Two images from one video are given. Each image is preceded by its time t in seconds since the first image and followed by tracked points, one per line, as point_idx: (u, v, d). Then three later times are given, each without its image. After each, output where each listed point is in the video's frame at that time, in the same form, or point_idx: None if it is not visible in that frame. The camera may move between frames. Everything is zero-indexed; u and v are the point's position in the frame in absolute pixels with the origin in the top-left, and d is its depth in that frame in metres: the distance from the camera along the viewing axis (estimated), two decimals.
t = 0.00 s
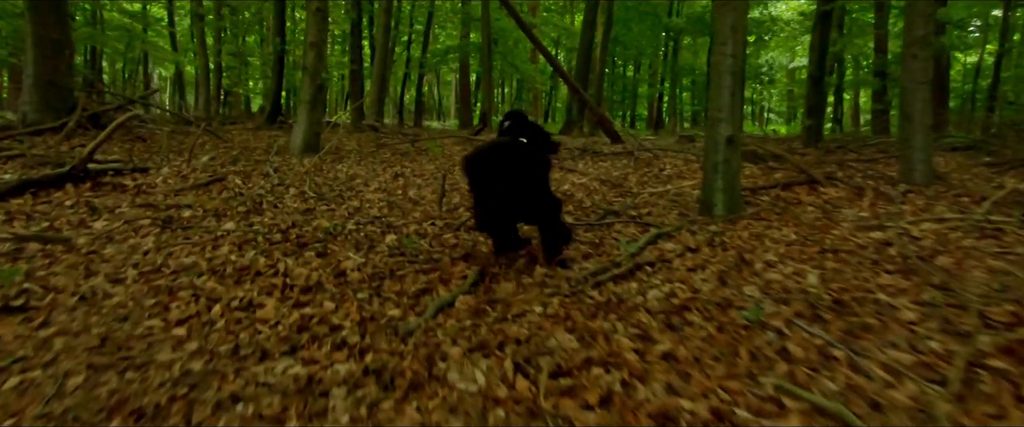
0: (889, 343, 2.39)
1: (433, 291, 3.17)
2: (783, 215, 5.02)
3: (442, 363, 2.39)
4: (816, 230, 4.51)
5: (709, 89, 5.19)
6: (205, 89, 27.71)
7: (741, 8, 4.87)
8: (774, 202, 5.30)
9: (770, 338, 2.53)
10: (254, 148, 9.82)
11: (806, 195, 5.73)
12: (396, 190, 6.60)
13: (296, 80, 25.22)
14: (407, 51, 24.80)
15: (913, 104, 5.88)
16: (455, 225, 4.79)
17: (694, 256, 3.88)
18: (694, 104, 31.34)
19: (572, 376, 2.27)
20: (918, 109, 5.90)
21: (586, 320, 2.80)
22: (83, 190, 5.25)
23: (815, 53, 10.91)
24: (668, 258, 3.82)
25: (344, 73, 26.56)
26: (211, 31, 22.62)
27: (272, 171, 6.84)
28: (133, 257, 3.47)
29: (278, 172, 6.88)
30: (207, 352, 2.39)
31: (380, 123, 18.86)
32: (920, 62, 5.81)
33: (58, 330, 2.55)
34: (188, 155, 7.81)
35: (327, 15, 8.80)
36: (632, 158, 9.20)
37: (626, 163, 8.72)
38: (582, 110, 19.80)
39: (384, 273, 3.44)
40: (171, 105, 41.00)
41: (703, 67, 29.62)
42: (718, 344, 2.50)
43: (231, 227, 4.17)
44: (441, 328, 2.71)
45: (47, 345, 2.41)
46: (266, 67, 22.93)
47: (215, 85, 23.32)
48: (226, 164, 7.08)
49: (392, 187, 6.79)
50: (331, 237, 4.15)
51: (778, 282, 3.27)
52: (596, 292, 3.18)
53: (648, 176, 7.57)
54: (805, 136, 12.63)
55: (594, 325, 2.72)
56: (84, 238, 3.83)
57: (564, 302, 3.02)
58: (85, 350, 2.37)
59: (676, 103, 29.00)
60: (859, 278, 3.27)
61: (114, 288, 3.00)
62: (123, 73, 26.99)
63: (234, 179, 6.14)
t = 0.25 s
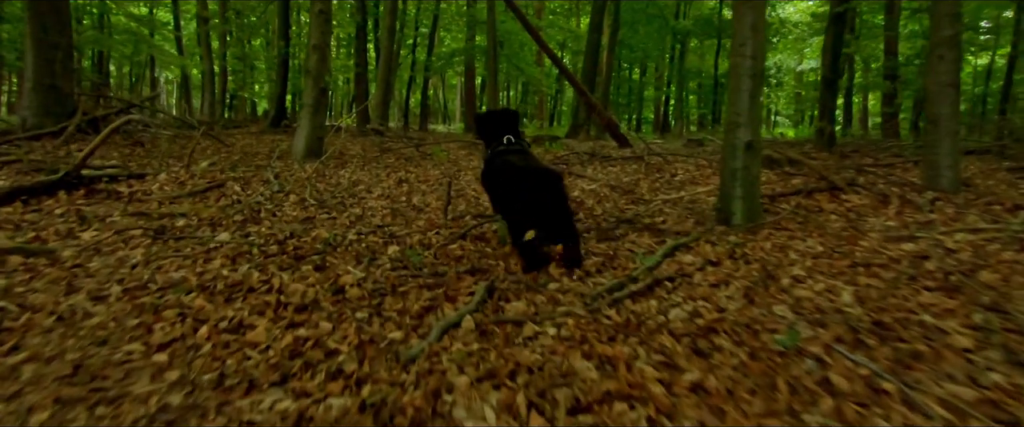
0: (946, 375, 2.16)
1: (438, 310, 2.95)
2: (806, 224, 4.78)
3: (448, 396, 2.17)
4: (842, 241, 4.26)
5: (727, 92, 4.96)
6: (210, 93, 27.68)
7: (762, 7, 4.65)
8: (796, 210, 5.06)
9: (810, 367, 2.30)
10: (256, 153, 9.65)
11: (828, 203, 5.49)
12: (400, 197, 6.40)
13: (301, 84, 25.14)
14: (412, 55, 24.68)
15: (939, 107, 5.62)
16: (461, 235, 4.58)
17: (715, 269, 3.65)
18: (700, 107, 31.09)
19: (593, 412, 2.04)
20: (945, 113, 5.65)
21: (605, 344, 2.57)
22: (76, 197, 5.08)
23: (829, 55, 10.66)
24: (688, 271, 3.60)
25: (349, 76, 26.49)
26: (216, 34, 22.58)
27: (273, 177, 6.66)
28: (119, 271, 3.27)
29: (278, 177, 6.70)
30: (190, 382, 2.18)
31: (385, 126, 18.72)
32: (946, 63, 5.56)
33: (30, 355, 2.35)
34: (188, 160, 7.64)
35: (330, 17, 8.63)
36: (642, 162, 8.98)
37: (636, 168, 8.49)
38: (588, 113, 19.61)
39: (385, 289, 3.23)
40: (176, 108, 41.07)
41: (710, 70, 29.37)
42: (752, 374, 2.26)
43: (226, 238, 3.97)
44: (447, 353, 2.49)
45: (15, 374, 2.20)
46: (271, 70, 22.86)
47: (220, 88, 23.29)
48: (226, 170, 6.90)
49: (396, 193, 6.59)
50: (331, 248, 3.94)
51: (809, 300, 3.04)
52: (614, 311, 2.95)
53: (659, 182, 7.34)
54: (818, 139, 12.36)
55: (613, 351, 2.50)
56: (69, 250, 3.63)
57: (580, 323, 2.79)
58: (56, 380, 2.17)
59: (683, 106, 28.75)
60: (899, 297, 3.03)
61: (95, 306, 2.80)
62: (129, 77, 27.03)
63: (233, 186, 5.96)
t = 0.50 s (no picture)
0: (1013, 414, 1.91)
1: (441, 330, 2.72)
2: (831, 234, 4.52)
3: None
4: (872, 252, 4.00)
5: (745, 93, 4.71)
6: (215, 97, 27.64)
7: (782, 4, 4.40)
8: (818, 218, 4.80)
9: (857, 401, 2.05)
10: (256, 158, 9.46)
11: (851, 210, 5.22)
12: (402, 203, 6.18)
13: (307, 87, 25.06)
14: (417, 58, 24.55)
15: (967, 109, 5.33)
16: (466, 245, 4.34)
17: (739, 283, 3.40)
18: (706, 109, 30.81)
19: None
20: (973, 115, 5.35)
21: (624, 372, 2.33)
22: (64, 204, 4.88)
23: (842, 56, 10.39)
24: (709, 285, 3.35)
25: (353, 79, 26.41)
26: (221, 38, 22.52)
27: (272, 182, 6.46)
28: (98, 287, 3.04)
29: (278, 183, 6.50)
30: (163, 418, 1.95)
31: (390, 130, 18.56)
32: (974, 63, 5.26)
33: None
34: (185, 166, 7.45)
35: (332, 18, 8.45)
36: (652, 167, 8.74)
37: (645, 173, 8.24)
38: (594, 116, 19.42)
39: (383, 306, 2.99)
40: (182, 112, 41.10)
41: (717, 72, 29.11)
42: (792, 409, 2.02)
43: (217, 248, 3.75)
44: (449, 382, 2.26)
45: None
46: (275, 74, 22.79)
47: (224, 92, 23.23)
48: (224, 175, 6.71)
49: (398, 199, 6.38)
50: (328, 260, 3.71)
51: (845, 320, 2.79)
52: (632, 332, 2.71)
53: (671, 186, 7.09)
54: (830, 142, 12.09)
55: (634, 379, 2.26)
56: (48, 263, 3.41)
57: (596, 346, 2.55)
58: (12, 415, 1.94)
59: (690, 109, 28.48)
60: (943, 317, 2.78)
61: (67, 327, 2.57)
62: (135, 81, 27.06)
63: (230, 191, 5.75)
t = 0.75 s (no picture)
0: None
1: (440, 358, 2.48)
2: (856, 246, 4.26)
3: None
4: (903, 267, 3.74)
5: (764, 96, 4.46)
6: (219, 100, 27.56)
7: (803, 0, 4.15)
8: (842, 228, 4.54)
9: None
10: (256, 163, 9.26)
11: (875, 219, 4.95)
12: (403, 211, 5.96)
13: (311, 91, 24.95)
14: (421, 61, 24.42)
15: (998, 113, 5.03)
16: (469, 258, 4.10)
17: (763, 302, 3.16)
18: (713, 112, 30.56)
19: None
20: (1004, 119, 5.05)
21: (644, 410, 2.09)
22: (50, 214, 4.68)
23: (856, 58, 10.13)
24: (731, 304, 3.10)
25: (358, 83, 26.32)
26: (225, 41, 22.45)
27: (269, 189, 6.24)
28: (70, 307, 2.82)
29: (275, 190, 6.29)
30: None
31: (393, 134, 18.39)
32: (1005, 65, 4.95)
33: None
34: (181, 173, 7.25)
35: (333, 20, 8.26)
36: (661, 172, 8.50)
37: (655, 179, 7.99)
38: (600, 119, 19.23)
39: (378, 329, 2.76)
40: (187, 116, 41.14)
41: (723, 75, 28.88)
42: None
43: (203, 263, 3.52)
44: (448, 422, 2.03)
45: None
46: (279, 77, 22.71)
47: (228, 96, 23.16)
48: (220, 182, 6.50)
49: (400, 207, 6.17)
50: (321, 276, 3.48)
51: (885, 347, 2.53)
52: (650, 360, 2.47)
53: (682, 193, 6.84)
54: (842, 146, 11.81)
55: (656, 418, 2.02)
56: (22, 280, 3.19)
57: (611, 378, 2.30)
58: None
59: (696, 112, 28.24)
60: (994, 344, 2.52)
61: (28, 356, 2.35)
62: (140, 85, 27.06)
63: (224, 199, 5.54)
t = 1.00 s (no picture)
0: None
1: (437, 399, 2.26)
2: (884, 264, 3.99)
3: None
4: (939, 288, 3.47)
5: (784, 102, 4.22)
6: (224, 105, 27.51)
7: (827, 2, 3.90)
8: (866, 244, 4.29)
9: None
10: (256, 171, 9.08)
11: (901, 234, 4.69)
12: (404, 222, 5.74)
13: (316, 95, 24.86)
14: (426, 65, 24.31)
15: None
16: (472, 277, 3.87)
17: (789, 330, 2.91)
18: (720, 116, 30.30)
19: None
20: None
21: None
22: (33, 228, 4.47)
23: (870, 61, 9.88)
24: (755, 334, 2.86)
25: (362, 88, 26.28)
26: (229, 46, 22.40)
27: (266, 200, 6.04)
28: (37, 338, 2.60)
29: (271, 200, 6.08)
30: None
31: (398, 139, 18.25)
32: None
33: None
34: (177, 182, 7.06)
35: (333, 24, 8.05)
36: (671, 179, 8.26)
37: (664, 187, 7.75)
38: (606, 124, 19.08)
39: (370, 364, 2.53)
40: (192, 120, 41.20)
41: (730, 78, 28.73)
42: None
43: (187, 284, 3.30)
44: None
45: None
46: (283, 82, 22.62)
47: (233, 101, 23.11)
48: (216, 192, 6.30)
49: (400, 218, 5.95)
50: (312, 299, 3.25)
51: (932, 387, 2.28)
52: (670, 403, 2.23)
53: (693, 203, 6.59)
54: (855, 152, 11.55)
55: None
56: None
57: None
58: None
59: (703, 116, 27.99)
60: None
61: None
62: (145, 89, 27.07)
63: (218, 211, 5.33)
